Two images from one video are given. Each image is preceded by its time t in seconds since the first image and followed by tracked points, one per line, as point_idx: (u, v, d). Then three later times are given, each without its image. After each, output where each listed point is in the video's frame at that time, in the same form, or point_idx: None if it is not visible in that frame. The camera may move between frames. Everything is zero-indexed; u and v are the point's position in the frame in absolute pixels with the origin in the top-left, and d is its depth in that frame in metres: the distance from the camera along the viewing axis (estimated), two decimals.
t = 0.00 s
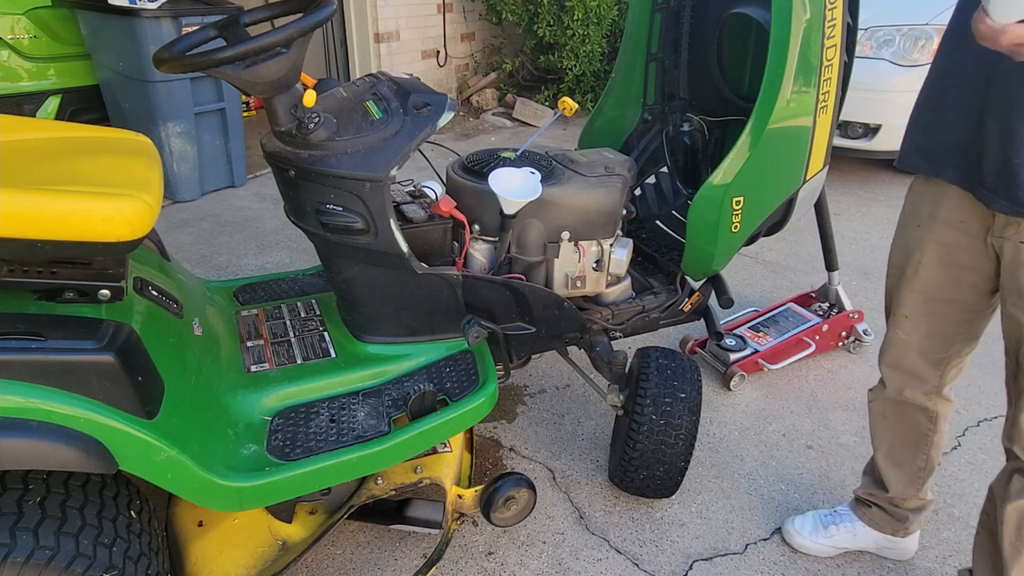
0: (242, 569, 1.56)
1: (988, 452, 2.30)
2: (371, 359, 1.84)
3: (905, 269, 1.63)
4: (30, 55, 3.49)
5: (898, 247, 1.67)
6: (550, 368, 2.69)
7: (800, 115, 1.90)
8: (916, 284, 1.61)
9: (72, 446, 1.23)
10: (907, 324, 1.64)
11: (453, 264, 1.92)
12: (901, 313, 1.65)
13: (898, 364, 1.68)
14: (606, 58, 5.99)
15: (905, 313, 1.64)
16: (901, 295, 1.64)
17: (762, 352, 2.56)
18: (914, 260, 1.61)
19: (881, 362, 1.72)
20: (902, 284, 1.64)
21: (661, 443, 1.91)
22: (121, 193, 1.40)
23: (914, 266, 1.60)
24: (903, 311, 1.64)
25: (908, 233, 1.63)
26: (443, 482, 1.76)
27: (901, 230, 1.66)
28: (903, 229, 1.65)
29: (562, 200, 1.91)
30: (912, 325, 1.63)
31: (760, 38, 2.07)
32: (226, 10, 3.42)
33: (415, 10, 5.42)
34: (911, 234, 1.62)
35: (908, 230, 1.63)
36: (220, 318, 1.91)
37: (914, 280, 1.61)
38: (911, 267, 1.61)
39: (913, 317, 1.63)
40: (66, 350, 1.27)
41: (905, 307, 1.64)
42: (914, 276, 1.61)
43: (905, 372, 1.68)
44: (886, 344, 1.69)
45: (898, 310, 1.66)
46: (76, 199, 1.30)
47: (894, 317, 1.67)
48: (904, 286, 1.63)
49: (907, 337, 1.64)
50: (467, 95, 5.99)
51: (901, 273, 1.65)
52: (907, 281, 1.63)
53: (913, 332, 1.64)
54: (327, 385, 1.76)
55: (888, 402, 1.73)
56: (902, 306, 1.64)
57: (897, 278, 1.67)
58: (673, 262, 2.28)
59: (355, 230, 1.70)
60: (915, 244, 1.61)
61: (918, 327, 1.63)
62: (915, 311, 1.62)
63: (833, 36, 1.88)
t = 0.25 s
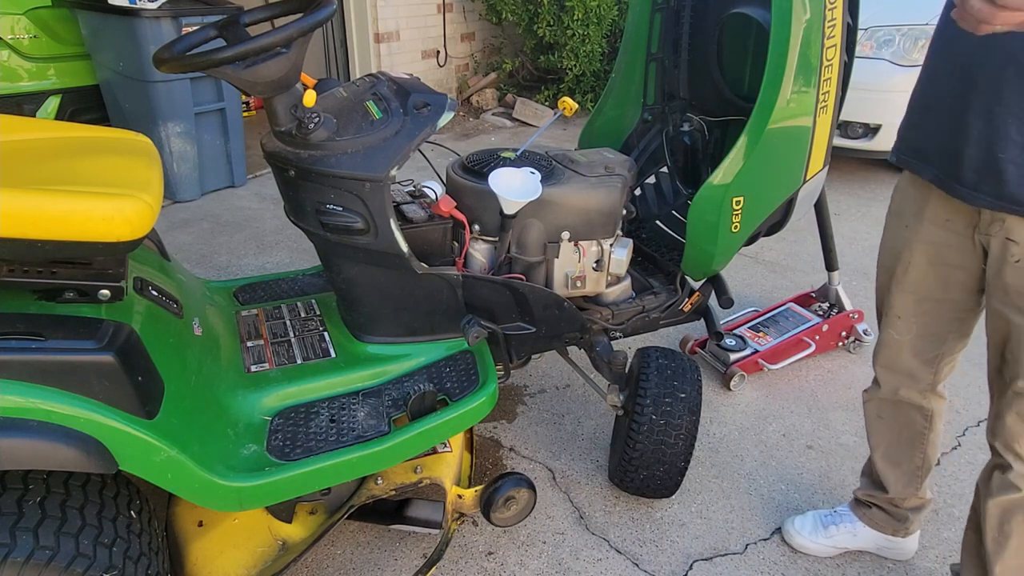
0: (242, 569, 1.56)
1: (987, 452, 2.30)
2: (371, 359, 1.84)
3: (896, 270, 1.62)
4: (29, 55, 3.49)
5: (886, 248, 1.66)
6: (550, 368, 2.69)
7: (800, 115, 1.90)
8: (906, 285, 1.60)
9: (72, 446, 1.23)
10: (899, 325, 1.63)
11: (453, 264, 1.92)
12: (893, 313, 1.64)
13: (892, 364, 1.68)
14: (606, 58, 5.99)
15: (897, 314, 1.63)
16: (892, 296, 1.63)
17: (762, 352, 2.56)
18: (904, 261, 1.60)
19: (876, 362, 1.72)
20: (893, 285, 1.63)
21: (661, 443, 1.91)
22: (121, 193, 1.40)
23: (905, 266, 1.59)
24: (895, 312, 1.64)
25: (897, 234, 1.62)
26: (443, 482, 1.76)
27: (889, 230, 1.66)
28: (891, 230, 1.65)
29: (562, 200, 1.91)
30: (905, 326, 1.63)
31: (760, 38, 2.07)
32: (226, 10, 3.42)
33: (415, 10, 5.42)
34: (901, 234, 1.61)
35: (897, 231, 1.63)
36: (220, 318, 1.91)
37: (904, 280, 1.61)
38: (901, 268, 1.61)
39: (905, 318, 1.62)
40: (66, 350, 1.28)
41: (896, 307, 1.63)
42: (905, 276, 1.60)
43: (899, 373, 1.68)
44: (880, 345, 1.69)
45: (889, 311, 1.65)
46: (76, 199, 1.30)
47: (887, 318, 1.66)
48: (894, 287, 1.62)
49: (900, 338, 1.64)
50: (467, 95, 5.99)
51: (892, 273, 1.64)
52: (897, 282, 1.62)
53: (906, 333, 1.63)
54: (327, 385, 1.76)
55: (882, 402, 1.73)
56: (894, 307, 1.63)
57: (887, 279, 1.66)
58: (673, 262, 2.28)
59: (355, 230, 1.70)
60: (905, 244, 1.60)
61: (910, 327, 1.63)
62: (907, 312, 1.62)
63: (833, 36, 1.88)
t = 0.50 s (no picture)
0: (242, 569, 1.56)
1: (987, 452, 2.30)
2: (371, 359, 1.84)
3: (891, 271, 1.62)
4: (29, 55, 3.49)
5: (883, 249, 1.65)
6: (550, 368, 2.69)
7: (800, 115, 1.90)
8: (902, 286, 1.60)
9: (72, 446, 1.23)
10: (896, 326, 1.63)
11: (453, 264, 1.92)
12: (892, 314, 1.64)
13: (889, 365, 1.68)
14: (606, 58, 5.99)
15: (894, 315, 1.63)
16: (891, 297, 1.63)
17: (762, 352, 2.56)
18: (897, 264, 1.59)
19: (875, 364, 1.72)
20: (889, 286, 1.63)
21: (661, 443, 1.91)
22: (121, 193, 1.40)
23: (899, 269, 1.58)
24: (891, 313, 1.63)
25: (892, 235, 1.61)
26: (444, 482, 1.76)
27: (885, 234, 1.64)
28: (887, 232, 1.63)
29: (562, 200, 1.91)
30: (901, 327, 1.62)
31: (760, 38, 2.07)
32: (226, 10, 3.42)
33: (415, 10, 5.42)
34: (897, 236, 1.60)
35: (892, 233, 1.62)
36: (220, 318, 1.91)
37: (900, 282, 1.60)
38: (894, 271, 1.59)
39: (901, 319, 1.62)
40: (67, 350, 1.28)
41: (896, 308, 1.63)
42: (900, 278, 1.59)
43: (897, 373, 1.68)
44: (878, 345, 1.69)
45: (886, 312, 1.64)
46: (76, 199, 1.30)
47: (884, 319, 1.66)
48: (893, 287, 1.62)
49: (896, 339, 1.64)
50: (467, 95, 5.99)
51: (888, 274, 1.63)
52: (893, 284, 1.61)
53: (902, 334, 1.63)
54: (327, 385, 1.76)
55: (882, 402, 1.73)
56: (890, 308, 1.63)
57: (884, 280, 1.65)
58: (673, 262, 2.28)
59: (355, 230, 1.70)
60: (900, 245, 1.59)
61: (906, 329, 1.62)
62: (904, 313, 1.61)
63: (833, 36, 1.88)
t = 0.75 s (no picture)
0: (242, 569, 1.56)
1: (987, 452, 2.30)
2: (371, 358, 1.84)
3: (888, 274, 1.62)
4: (29, 55, 3.49)
5: (883, 251, 1.65)
6: (550, 368, 2.69)
7: (800, 115, 1.90)
8: (899, 289, 1.60)
9: (72, 446, 1.23)
10: (893, 328, 1.63)
11: (453, 264, 1.92)
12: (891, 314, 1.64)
13: (888, 367, 1.68)
14: (606, 58, 5.99)
15: (891, 317, 1.63)
16: (890, 297, 1.63)
17: (762, 352, 2.56)
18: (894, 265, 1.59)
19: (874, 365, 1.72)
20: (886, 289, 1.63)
21: (661, 443, 1.91)
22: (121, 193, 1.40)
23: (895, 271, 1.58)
24: (889, 316, 1.63)
25: (890, 238, 1.61)
26: (443, 482, 1.76)
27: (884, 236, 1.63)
28: (885, 234, 1.63)
29: (562, 200, 1.90)
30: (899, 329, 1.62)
31: (760, 38, 2.07)
32: (226, 10, 3.42)
33: (415, 10, 5.42)
34: (893, 239, 1.60)
35: (891, 233, 1.62)
36: (220, 318, 1.91)
37: (897, 285, 1.60)
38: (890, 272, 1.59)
39: (899, 321, 1.62)
40: (67, 350, 1.28)
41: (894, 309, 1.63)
42: (897, 281, 1.60)
43: (894, 376, 1.68)
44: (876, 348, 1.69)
45: (886, 312, 1.64)
46: (76, 199, 1.30)
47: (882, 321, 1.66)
48: (892, 288, 1.62)
49: (893, 342, 1.63)
50: (467, 95, 5.99)
51: (887, 275, 1.63)
52: (890, 286, 1.61)
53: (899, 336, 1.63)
54: (327, 385, 1.76)
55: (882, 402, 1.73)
56: (887, 311, 1.63)
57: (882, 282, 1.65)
58: (673, 262, 2.28)
59: (355, 230, 1.70)
60: (897, 248, 1.59)
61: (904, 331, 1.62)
62: (900, 315, 1.61)
63: (833, 36, 1.88)
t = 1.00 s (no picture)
0: (242, 569, 1.56)
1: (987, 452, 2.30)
2: (371, 359, 1.84)
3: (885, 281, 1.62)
4: (29, 55, 3.49)
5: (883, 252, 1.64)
6: (550, 368, 2.69)
7: (800, 115, 1.90)
8: (894, 296, 1.60)
9: (72, 446, 1.23)
10: (890, 335, 1.63)
11: (453, 264, 1.92)
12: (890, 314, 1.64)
13: (884, 373, 1.67)
14: (606, 58, 5.99)
15: (887, 324, 1.63)
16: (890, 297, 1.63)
17: (762, 352, 2.56)
18: (891, 267, 1.59)
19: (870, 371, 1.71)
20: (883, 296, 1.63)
21: (661, 443, 1.91)
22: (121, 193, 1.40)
23: (893, 272, 1.58)
24: (887, 319, 1.63)
25: (889, 240, 1.61)
26: (443, 482, 1.76)
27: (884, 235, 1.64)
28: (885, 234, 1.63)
29: (562, 200, 1.90)
30: (895, 337, 1.62)
31: (760, 38, 2.07)
32: (226, 10, 3.42)
33: (415, 10, 5.42)
34: (889, 245, 1.60)
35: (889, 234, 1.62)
36: (220, 318, 1.91)
37: (893, 291, 1.60)
38: (890, 273, 1.59)
39: (895, 329, 1.62)
40: (67, 350, 1.28)
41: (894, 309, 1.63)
42: (895, 284, 1.60)
43: (889, 383, 1.67)
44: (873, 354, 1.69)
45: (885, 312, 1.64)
46: (76, 199, 1.30)
47: (879, 328, 1.66)
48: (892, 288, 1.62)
49: (890, 349, 1.63)
50: (467, 95, 5.99)
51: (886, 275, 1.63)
52: (889, 287, 1.61)
53: (896, 343, 1.63)
54: (327, 385, 1.76)
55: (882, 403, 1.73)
56: (884, 318, 1.64)
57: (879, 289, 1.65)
58: (673, 262, 2.28)
59: (355, 229, 1.70)
60: (895, 250, 1.59)
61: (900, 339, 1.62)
62: (896, 322, 1.61)
63: (833, 35, 1.88)
